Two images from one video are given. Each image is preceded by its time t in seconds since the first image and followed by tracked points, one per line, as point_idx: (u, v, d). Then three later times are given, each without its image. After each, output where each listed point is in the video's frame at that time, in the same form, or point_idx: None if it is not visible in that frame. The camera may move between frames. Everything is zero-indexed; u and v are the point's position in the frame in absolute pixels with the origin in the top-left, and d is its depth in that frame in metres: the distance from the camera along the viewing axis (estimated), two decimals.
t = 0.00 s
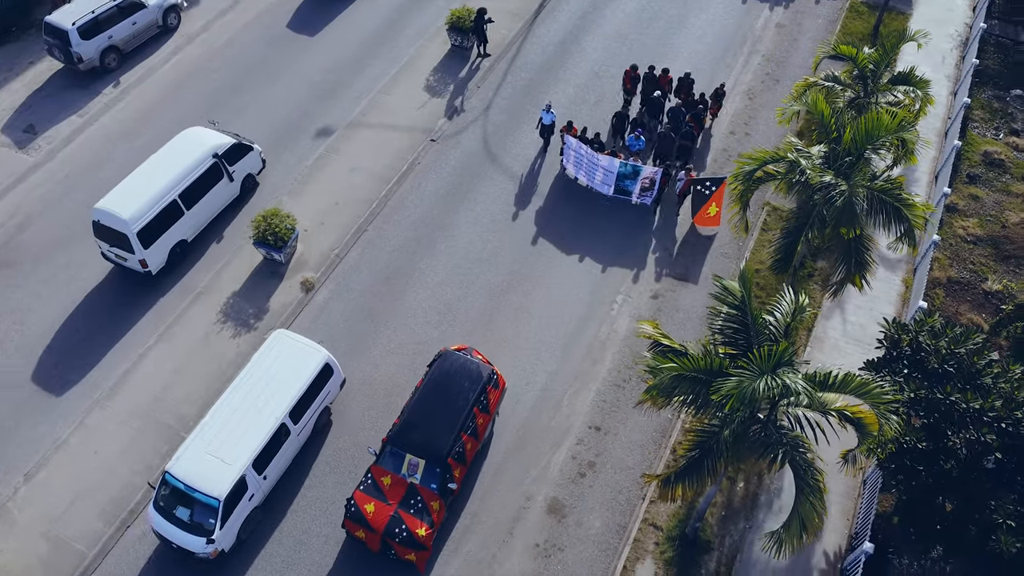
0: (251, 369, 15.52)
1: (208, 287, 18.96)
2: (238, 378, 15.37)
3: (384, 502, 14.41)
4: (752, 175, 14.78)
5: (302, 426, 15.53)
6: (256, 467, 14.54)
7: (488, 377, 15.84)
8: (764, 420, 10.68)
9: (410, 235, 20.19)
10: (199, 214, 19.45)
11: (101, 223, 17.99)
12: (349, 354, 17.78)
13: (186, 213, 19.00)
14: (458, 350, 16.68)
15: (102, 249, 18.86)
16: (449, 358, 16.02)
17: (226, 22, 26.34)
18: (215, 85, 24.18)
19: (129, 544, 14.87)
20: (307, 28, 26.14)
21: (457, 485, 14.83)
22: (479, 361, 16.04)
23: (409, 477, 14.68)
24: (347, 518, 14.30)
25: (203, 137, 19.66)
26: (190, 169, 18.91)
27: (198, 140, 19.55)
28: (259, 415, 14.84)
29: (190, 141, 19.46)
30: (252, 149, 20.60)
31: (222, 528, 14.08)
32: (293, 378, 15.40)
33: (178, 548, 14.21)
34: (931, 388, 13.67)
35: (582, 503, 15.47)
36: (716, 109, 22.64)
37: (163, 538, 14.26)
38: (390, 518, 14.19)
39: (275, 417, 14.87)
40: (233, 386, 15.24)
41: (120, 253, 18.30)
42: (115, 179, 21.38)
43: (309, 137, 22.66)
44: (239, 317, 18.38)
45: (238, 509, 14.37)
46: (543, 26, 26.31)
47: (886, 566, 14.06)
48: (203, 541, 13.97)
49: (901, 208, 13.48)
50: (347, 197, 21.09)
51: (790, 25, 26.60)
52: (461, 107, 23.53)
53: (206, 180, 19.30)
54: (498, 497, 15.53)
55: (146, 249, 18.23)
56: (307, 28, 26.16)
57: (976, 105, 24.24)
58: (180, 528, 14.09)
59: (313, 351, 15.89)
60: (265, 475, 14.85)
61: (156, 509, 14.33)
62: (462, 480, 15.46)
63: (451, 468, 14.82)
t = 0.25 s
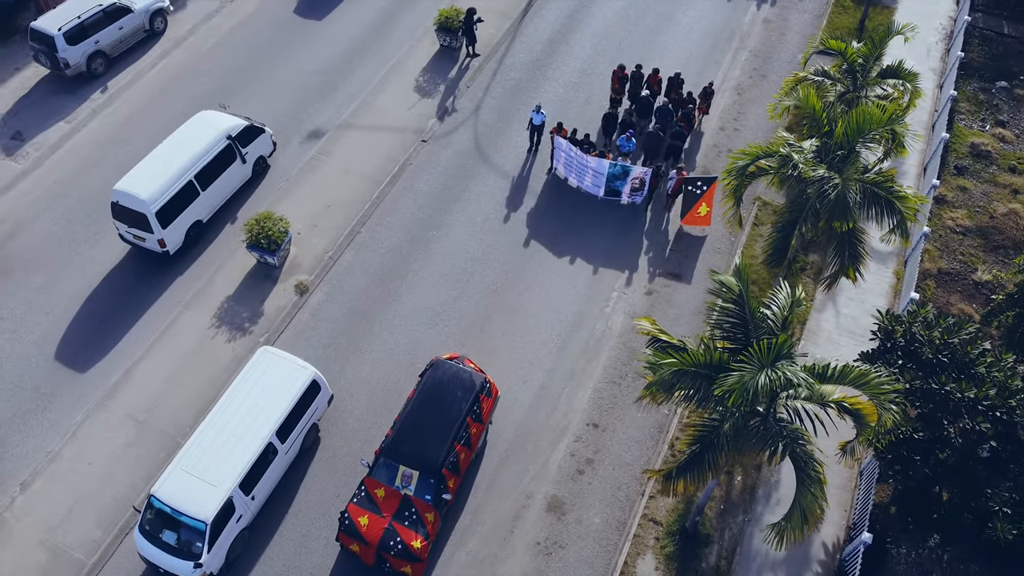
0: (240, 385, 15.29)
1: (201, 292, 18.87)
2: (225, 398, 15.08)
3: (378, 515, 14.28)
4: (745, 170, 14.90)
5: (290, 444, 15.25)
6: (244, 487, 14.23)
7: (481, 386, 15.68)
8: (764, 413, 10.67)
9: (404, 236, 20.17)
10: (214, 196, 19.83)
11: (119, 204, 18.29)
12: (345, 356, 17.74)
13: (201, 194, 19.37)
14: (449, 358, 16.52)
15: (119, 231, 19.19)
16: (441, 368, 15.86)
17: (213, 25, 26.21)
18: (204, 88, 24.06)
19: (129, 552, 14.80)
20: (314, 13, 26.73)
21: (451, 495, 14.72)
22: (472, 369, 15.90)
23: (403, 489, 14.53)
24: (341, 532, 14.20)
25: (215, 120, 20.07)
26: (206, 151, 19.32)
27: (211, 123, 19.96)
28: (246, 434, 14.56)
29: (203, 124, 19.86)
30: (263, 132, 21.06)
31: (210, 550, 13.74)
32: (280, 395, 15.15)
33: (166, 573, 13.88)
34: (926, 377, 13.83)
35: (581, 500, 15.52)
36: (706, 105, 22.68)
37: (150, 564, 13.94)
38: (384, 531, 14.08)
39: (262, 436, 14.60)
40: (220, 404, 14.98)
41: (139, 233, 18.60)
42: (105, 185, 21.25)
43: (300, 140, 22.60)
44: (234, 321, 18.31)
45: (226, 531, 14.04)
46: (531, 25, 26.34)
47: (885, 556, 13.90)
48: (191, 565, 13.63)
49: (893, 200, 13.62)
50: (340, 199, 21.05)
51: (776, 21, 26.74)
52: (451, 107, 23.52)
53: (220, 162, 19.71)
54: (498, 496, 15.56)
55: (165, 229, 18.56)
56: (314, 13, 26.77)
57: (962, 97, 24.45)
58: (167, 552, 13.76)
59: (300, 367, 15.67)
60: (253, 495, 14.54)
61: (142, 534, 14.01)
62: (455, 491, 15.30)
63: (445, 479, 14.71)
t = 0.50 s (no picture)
0: (226, 405, 15.06)
1: (195, 296, 18.78)
2: (214, 413, 14.93)
3: (373, 527, 14.16)
4: (739, 165, 15.01)
5: (278, 462, 15.06)
6: (231, 509, 14.03)
7: (474, 395, 15.58)
8: (763, 407, 10.77)
9: (398, 237, 20.15)
10: (227, 177, 20.35)
11: (137, 184, 18.81)
12: (341, 358, 17.70)
13: (216, 174, 19.88)
14: (442, 367, 16.42)
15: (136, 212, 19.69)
16: (433, 377, 15.73)
17: (201, 28, 26.09)
18: (192, 92, 23.94)
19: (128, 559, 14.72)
20: None
21: (446, 506, 14.63)
22: (464, 378, 15.80)
23: (397, 500, 14.42)
24: (335, 546, 14.09)
25: (227, 103, 20.61)
26: (219, 132, 19.84)
27: (223, 106, 20.50)
28: (232, 454, 14.37)
29: (215, 107, 20.39)
30: (274, 114, 21.61)
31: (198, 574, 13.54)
32: (267, 413, 14.94)
33: None
34: (921, 368, 13.94)
35: (581, 497, 15.56)
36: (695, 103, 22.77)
37: None
38: (379, 544, 13.95)
39: (248, 456, 14.39)
40: (205, 425, 14.78)
41: (156, 213, 19.11)
42: (95, 191, 21.12)
43: (291, 142, 22.53)
44: (228, 325, 18.23)
45: (214, 553, 13.83)
46: (520, 25, 26.34)
47: (884, 546, 14.16)
48: None
49: (886, 193, 13.69)
50: (332, 200, 21.01)
51: (764, 17, 26.86)
52: (442, 107, 23.50)
53: (233, 143, 20.22)
54: (498, 495, 15.58)
55: (182, 208, 19.08)
56: None
57: (949, 90, 24.64)
58: None
59: (287, 384, 15.46)
60: (241, 517, 14.34)
61: (129, 558, 13.84)
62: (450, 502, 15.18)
63: (440, 489, 14.60)
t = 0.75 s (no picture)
0: (210, 428, 14.82)
1: (190, 300, 18.71)
2: (201, 433, 14.73)
3: (368, 540, 14.09)
4: (732, 161, 15.05)
5: (267, 482, 14.84)
6: (220, 531, 13.82)
7: (468, 404, 15.49)
8: (762, 400, 10.84)
9: (392, 238, 20.13)
10: (240, 157, 20.77)
11: (154, 164, 19.21)
12: (337, 360, 17.67)
13: (229, 154, 20.29)
14: (435, 376, 16.32)
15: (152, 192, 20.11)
16: (427, 387, 15.63)
17: (189, 31, 25.96)
18: (182, 95, 23.82)
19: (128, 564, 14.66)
20: None
21: (442, 517, 14.55)
22: (458, 387, 15.69)
23: (393, 512, 14.34)
24: (331, 559, 14.01)
25: (238, 85, 21.00)
26: (232, 113, 20.24)
27: (236, 87, 20.93)
28: (220, 475, 14.16)
29: (227, 89, 20.78)
30: (284, 96, 22.02)
31: None
32: (255, 432, 14.75)
33: None
34: (916, 359, 14.11)
35: (580, 493, 15.60)
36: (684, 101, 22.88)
37: None
38: (375, 556, 13.89)
39: (237, 477, 14.19)
40: (192, 445, 14.57)
41: (172, 192, 19.53)
42: (86, 196, 21.00)
43: (282, 145, 22.45)
44: (224, 329, 18.17)
45: None
46: (510, 24, 26.35)
47: (882, 536, 14.11)
48: None
49: (879, 185, 13.77)
50: (326, 202, 20.96)
51: (752, 12, 26.96)
52: (433, 107, 23.48)
53: (246, 123, 20.63)
54: (498, 493, 15.59)
55: (197, 187, 19.50)
56: None
57: (937, 83, 24.81)
58: None
59: (275, 402, 15.26)
60: (230, 538, 14.13)
61: None
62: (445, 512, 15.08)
63: (435, 501, 14.52)
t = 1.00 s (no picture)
0: (193, 455, 14.52)
1: (185, 304, 18.64)
2: (188, 454, 14.54)
3: (363, 553, 13.94)
4: (727, 157, 15.13)
5: (256, 502, 14.58)
6: (209, 553, 13.59)
7: (462, 413, 15.41)
8: (762, 393, 10.95)
9: (386, 238, 20.11)
10: (253, 138, 21.32)
11: (171, 143, 19.72)
12: (334, 361, 17.64)
13: (243, 134, 20.83)
14: (429, 386, 16.19)
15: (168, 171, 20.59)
16: (420, 398, 15.52)
17: (179, 34, 25.85)
18: (174, 99, 23.72)
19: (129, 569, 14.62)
20: None
21: (437, 528, 14.44)
22: (452, 397, 15.60)
23: (388, 524, 14.20)
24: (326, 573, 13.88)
25: (250, 67, 21.58)
26: (245, 94, 20.81)
27: (248, 70, 21.47)
28: (208, 497, 13.96)
29: (240, 72, 21.36)
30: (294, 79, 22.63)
31: None
32: (243, 452, 14.53)
33: None
34: (912, 351, 14.23)
35: (580, 491, 15.64)
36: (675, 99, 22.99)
37: None
38: (371, 570, 13.76)
39: (225, 498, 13.97)
40: (180, 467, 14.38)
41: (189, 171, 20.02)
42: (79, 201, 20.89)
43: (275, 147, 22.39)
44: (220, 332, 18.11)
45: None
46: (500, 23, 26.35)
47: (880, 528, 14.48)
48: None
49: (873, 179, 13.86)
50: (320, 203, 20.92)
51: (742, 9, 27.05)
52: (425, 107, 23.46)
53: (258, 104, 21.20)
54: (498, 492, 15.62)
55: (213, 165, 20.01)
56: None
57: (926, 77, 24.96)
58: None
59: (264, 420, 15.04)
60: (220, 560, 13.89)
61: None
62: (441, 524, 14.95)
63: (431, 512, 14.41)
